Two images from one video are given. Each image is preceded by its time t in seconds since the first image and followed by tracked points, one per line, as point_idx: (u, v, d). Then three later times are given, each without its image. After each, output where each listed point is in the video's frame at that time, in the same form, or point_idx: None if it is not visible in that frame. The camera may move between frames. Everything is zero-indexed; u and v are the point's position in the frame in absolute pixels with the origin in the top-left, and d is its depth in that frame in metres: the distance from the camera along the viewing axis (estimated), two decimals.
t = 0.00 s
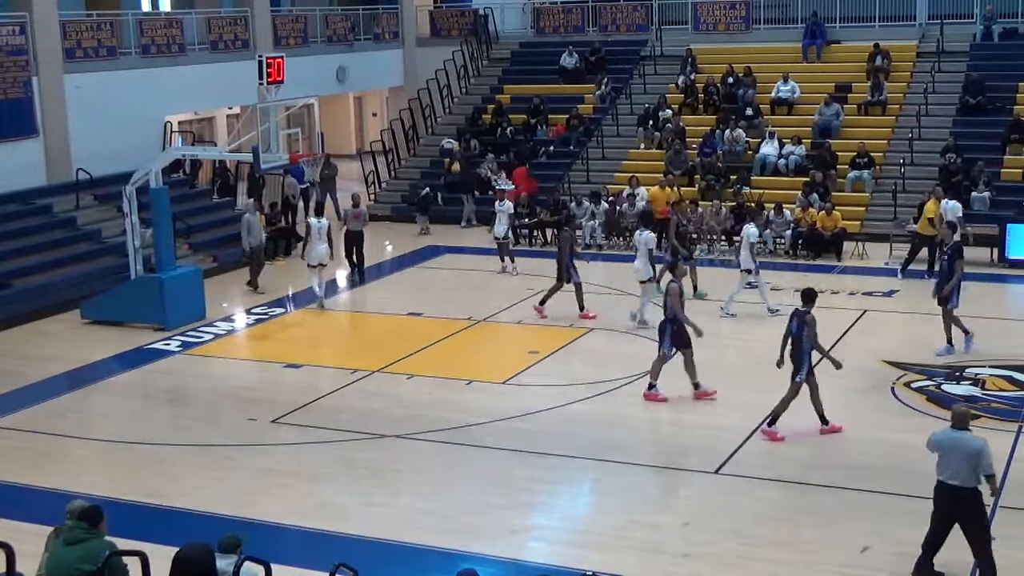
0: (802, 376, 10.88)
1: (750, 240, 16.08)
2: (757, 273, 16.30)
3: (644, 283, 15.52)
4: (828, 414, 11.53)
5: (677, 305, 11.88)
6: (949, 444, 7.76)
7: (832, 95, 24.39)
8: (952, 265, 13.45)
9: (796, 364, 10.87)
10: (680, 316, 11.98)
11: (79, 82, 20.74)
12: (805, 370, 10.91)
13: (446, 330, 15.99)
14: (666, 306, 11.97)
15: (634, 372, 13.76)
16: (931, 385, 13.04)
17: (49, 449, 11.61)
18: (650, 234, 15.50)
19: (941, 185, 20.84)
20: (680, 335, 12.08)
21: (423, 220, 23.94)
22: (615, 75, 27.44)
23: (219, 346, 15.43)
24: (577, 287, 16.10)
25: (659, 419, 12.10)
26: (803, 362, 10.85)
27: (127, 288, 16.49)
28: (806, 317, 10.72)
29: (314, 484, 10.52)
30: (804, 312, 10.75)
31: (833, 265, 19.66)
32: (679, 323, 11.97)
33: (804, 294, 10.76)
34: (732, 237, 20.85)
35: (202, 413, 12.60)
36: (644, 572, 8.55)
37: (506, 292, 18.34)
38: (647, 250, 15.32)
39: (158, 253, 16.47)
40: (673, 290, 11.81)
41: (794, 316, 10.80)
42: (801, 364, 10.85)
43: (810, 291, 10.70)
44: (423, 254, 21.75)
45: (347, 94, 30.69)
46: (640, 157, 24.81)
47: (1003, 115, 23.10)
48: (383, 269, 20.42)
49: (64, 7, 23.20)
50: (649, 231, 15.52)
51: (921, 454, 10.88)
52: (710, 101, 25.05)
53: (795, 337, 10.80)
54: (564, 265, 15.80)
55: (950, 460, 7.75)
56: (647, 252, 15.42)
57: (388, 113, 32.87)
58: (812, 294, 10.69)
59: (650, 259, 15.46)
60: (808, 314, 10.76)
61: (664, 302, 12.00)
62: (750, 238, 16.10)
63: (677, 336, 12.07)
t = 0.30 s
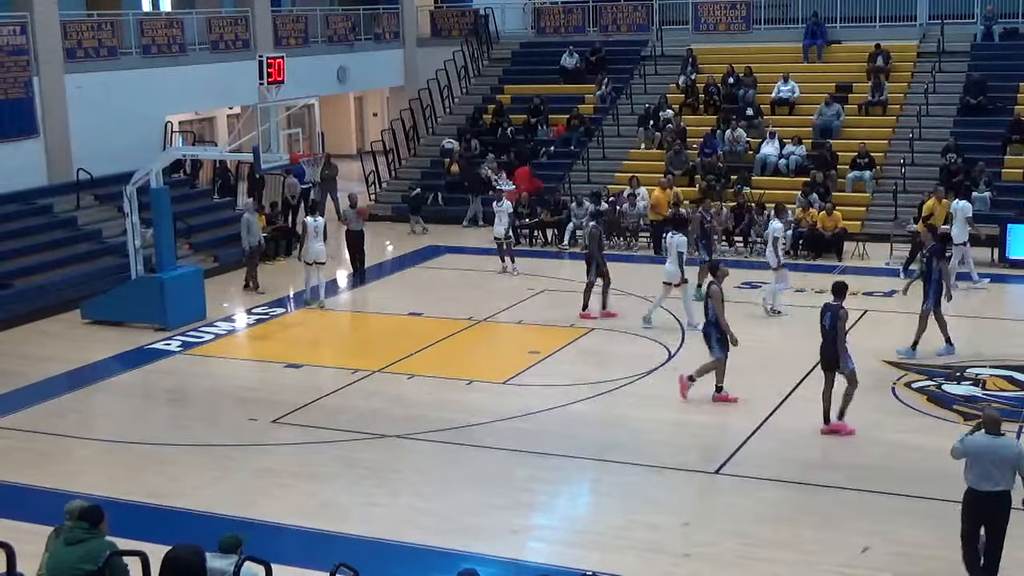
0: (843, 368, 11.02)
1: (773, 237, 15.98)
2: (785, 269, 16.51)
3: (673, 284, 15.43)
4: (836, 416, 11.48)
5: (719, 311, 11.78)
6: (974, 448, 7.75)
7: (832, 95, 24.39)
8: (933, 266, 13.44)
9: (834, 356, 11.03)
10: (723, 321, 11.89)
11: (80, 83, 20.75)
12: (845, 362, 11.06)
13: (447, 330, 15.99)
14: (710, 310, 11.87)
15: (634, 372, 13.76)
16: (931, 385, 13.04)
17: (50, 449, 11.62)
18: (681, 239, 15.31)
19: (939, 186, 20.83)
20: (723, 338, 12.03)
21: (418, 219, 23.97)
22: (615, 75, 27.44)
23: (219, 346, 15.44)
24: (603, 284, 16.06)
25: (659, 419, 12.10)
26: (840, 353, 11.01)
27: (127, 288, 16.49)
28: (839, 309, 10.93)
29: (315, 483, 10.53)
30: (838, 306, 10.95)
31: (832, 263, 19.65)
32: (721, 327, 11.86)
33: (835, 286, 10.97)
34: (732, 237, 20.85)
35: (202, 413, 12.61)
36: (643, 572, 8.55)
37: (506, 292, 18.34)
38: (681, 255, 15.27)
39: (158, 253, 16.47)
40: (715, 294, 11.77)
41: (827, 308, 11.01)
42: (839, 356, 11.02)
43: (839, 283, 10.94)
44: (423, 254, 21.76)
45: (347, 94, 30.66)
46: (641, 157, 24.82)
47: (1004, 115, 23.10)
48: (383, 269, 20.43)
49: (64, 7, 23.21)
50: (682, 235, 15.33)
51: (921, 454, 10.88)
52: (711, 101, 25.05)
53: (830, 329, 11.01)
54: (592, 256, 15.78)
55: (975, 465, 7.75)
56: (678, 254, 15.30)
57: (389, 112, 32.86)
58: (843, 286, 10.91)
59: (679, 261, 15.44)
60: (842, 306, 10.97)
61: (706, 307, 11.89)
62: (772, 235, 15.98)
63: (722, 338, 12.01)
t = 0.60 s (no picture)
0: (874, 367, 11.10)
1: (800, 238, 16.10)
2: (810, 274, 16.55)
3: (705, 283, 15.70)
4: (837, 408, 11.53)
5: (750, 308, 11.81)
6: (994, 465, 7.63)
7: (832, 96, 24.39)
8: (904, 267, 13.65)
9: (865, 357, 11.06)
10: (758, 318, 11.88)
11: (80, 82, 20.75)
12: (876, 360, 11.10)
13: (447, 330, 16.00)
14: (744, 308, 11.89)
15: (633, 372, 13.76)
16: (931, 385, 13.04)
17: (50, 449, 11.62)
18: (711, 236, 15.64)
19: (941, 185, 20.82)
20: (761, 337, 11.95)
21: (408, 220, 23.99)
22: (615, 75, 27.44)
23: (220, 346, 15.44)
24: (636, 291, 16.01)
25: (658, 419, 12.10)
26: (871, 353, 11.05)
27: (127, 288, 16.50)
28: (873, 310, 10.90)
29: (315, 483, 10.53)
30: (871, 308, 10.93)
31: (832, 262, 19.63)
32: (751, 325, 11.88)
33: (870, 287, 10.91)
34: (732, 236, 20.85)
35: (202, 413, 12.61)
36: (643, 572, 8.55)
37: (507, 292, 18.34)
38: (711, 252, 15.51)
39: (158, 252, 16.48)
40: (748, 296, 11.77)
41: (861, 308, 10.98)
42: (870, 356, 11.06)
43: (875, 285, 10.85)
44: (423, 254, 21.76)
45: (347, 94, 30.64)
46: (641, 157, 24.82)
47: (1004, 115, 23.09)
48: (383, 269, 20.42)
49: (65, 7, 23.23)
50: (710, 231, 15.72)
51: (921, 454, 10.89)
52: (710, 101, 25.05)
53: (861, 329, 11.00)
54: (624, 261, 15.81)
55: (997, 480, 7.63)
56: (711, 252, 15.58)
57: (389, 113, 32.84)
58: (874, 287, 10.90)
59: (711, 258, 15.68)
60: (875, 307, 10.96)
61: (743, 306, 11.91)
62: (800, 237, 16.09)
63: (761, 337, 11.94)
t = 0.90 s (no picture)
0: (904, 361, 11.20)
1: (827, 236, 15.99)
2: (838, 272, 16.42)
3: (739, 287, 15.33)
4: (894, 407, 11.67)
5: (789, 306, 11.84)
6: None
7: (833, 96, 24.40)
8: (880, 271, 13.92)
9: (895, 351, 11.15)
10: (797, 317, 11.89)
11: (80, 83, 20.75)
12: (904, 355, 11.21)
13: (447, 330, 15.99)
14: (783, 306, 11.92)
15: (633, 372, 13.76)
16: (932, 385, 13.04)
17: (50, 449, 11.62)
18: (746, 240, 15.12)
19: (941, 186, 20.83)
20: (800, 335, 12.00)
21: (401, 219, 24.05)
22: (615, 75, 27.44)
23: (220, 346, 15.44)
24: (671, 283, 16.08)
25: (658, 419, 12.10)
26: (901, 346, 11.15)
27: (127, 288, 16.50)
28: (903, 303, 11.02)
29: (315, 483, 10.53)
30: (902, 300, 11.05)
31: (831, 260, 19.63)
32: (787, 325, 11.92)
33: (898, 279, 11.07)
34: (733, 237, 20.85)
35: (202, 413, 12.62)
36: (643, 572, 8.55)
37: (507, 292, 18.34)
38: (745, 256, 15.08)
39: (159, 253, 16.48)
40: (790, 291, 11.78)
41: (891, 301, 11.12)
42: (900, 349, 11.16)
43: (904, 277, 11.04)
44: (424, 254, 21.77)
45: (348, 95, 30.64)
46: (641, 157, 24.83)
47: (1004, 115, 23.09)
48: (384, 269, 20.42)
49: (65, 7, 23.24)
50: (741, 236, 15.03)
51: (921, 454, 10.89)
52: (711, 101, 25.05)
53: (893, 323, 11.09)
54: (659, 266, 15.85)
55: None
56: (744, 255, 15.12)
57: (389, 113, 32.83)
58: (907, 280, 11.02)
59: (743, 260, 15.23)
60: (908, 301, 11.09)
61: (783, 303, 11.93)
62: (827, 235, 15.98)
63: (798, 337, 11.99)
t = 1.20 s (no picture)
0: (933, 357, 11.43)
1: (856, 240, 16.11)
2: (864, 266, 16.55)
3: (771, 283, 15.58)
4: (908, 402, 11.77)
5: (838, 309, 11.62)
6: None
7: (834, 96, 24.40)
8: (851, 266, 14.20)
9: (924, 348, 11.37)
10: (839, 323, 11.67)
11: (81, 83, 20.76)
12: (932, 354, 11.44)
13: (447, 330, 15.99)
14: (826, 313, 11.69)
15: (633, 372, 13.76)
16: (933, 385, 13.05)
17: (51, 449, 11.61)
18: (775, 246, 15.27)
19: (942, 186, 20.83)
20: (836, 344, 11.80)
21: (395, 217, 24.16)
22: (616, 75, 27.43)
23: (220, 346, 15.44)
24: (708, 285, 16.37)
25: (659, 419, 12.10)
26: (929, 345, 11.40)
27: (127, 288, 16.49)
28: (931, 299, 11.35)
29: (316, 483, 10.53)
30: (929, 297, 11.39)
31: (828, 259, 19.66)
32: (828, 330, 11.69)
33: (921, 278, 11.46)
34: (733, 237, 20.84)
35: (203, 413, 12.62)
36: (644, 572, 8.55)
37: (507, 292, 18.34)
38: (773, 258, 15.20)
39: (159, 253, 16.48)
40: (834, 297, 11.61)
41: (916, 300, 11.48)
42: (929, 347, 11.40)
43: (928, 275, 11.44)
44: (425, 254, 21.77)
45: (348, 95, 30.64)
46: (640, 157, 24.83)
47: (1005, 115, 23.11)
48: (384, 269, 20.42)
49: (65, 7, 23.24)
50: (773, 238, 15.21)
51: (922, 454, 10.89)
52: (711, 101, 25.06)
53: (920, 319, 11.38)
54: (698, 260, 16.16)
55: None
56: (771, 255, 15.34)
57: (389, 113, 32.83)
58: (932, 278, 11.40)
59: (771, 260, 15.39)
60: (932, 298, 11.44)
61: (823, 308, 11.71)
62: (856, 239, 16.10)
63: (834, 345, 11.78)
